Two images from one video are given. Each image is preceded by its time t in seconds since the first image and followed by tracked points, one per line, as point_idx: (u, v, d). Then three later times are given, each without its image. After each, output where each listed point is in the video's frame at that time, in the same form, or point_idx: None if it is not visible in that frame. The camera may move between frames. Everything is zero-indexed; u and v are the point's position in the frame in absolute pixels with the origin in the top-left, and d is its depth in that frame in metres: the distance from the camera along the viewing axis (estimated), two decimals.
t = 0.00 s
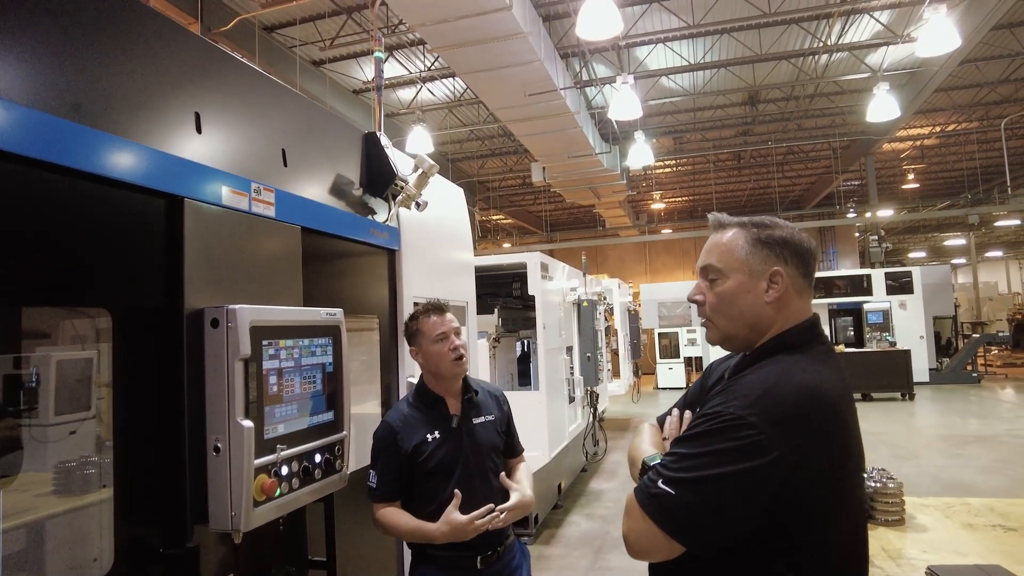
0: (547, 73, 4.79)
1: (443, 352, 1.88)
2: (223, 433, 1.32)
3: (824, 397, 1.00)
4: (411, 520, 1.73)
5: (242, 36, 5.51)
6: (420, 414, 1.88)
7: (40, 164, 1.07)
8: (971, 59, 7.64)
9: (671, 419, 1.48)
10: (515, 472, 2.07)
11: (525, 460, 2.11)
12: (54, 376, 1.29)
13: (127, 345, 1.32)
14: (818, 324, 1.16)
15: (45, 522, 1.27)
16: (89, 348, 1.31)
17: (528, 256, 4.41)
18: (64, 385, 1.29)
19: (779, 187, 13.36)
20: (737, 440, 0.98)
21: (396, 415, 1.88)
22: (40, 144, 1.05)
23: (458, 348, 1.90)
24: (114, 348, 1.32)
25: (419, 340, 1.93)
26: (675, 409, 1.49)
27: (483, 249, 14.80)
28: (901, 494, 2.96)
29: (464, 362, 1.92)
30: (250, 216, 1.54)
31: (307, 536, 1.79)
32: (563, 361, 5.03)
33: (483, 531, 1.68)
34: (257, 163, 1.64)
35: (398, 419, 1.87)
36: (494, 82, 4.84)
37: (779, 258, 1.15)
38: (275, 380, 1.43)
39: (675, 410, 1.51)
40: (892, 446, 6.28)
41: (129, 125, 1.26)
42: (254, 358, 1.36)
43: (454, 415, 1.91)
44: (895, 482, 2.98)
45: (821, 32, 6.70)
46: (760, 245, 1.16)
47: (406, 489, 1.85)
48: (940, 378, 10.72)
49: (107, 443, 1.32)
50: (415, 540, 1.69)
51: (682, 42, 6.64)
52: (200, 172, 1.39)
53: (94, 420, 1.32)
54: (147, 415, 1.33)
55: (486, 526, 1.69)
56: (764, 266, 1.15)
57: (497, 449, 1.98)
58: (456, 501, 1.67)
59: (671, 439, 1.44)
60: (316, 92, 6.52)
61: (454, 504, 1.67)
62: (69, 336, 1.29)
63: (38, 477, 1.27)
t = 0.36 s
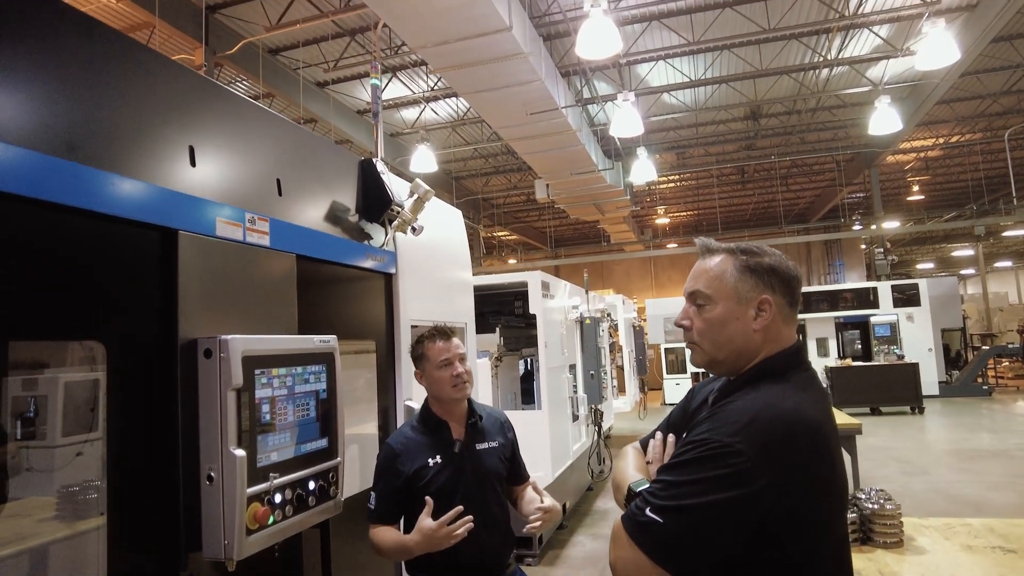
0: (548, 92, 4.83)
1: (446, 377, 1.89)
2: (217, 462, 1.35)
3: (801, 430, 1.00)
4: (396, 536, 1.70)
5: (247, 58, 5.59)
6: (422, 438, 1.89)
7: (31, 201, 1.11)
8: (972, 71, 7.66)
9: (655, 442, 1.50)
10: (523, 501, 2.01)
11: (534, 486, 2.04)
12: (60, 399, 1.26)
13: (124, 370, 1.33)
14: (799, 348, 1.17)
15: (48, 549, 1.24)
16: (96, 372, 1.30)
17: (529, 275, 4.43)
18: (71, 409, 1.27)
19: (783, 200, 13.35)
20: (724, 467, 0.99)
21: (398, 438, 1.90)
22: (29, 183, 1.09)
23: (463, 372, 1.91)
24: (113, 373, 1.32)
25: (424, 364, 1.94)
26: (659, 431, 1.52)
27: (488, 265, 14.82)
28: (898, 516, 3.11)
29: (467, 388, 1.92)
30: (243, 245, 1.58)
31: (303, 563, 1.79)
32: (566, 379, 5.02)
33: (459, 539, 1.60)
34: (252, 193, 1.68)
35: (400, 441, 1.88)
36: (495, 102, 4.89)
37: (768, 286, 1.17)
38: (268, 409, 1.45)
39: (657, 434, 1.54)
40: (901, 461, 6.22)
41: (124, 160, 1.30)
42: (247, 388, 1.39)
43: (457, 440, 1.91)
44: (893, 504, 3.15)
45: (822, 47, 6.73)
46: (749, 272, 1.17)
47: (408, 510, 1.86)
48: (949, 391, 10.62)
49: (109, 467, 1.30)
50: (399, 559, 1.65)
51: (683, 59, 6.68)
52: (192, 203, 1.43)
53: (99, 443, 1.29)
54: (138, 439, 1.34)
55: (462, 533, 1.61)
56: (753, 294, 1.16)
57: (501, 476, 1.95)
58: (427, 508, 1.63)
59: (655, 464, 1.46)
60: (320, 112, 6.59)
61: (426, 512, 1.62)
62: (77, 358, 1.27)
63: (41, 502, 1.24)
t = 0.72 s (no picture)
0: (572, 121, 4.88)
1: (501, 417, 1.90)
2: (247, 500, 1.37)
3: (834, 468, 1.02)
4: None
5: (276, 97, 5.77)
6: (468, 474, 1.91)
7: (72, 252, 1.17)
8: (1006, 83, 7.49)
9: (685, 479, 1.49)
10: (570, 551, 1.98)
11: (581, 538, 2.01)
12: (103, 431, 1.40)
13: (159, 407, 1.43)
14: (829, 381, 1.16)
15: None
16: (133, 407, 1.42)
17: (556, 302, 4.44)
18: (112, 440, 1.41)
19: (815, 220, 13.14)
20: (748, 507, 1.03)
21: (442, 472, 1.93)
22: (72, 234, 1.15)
23: (517, 413, 1.93)
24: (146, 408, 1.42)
25: (477, 401, 1.95)
26: (688, 468, 1.51)
27: (518, 292, 14.87)
28: (944, 550, 2.99)
29: (521, 430, 1.93)
30: (272, 286, 1.63)
31: None
32: (597, 408, 4.98)
33: None
34: (281, 235, 1.74)
35: (444, 475, 1.91)
36: (519, 132, 4.96)
37: (776, 325, 1.18)
38: (297, 447, 1.48)
39: (688, 469, 1.53)
40: (951, 489, 5.95)
41: (156, 206, 1.36)
42: (276, 427, 1.42)
43: (501, 478, 1.91)
44: (938, 539, 3.04)
45: (847, 65, 6.67)
46: (757, 310, 1.20)
47: (449, 546, 1.88)
48: (1000, 414, 10.17)
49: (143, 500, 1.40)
50: None
51: (706, 83, 6.69)
52: (224, 245, 1.48)
53: (135, 475, 1.41)
54: (170, 473, 1.43)
55: None
56: (759, 331, 1.19)
57: (547, 521, 1.91)
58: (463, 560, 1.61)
59: (686, 501, 1.45)
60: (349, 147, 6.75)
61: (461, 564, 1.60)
62: (118, 394, 1.41)
63: (82, 535, 1.39)
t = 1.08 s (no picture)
0: (621, 144, 4.87)
1: (558, 444, 1.97)
2: (310, 530, 1.45)
3: (896, 498, 1.07)
4: None
5: (333, 134, 5.99)
6: (544, 499, 1.95)
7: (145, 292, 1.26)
8: None
9: (753, 509, 1.44)
10: None
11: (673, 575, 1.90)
12: (174, 460, 1.47)
13: (227, 435, 1.50)
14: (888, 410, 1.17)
15: None
16: (202, 436, 1.48)
17: (611, 327, 4.44)
18: (184, 468, 1.48)
19: (880, 233, 12.58)
20: (809, 542, 1.09)
21: (520, 497, 2.00)
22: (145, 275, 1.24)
23: (573, 441, 1.95)
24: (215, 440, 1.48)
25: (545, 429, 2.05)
26: (756, 498, 1.47)
27: (571, 316, 14.77)
28: None
29: (586, 455, 1.94)
30: (332, 318, 1.72)
31: None
32: (657, 434, 4.87)
33: None
34: (341, 269, 1.83)
35: (521, 501, 1.98)
36: (568, 157, 4.99)
37: (816, 355, 1.23)
38: (358, 476, 1.55)
39: (756, 500, 1.46)
40: None
41: (222, 246, 1.45)
42: (337, 457, 1.49)
43: (575, 505, 1.91)
44: None
45: (905, 73, 6.43)
46: (795, 341, 1.26)
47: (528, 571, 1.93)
48: None
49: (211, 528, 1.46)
50: None
51: (757, 99, 6.57)
52: (284, 282, 1.57)
53: (204, 504, 1.47)
54: (237, 499, 1.49)
55: None
56: (800, 363, 1.25)
57: (628, 554, 1.85)
58: None
59: (753, 533, 1.39)
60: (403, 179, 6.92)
61: None
62: (188, 423, 1.48)
63: (155, 562, 1.45)
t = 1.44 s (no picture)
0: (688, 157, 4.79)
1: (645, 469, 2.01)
2: (396, 555, 1.62)
3: (1004, 519, 1.03)
4: None
5: (402, 165, 6.22)
6: (644, 522, 1.99)
7: (241, 327, 1.51)
8: None
9: (849, 534, 1.36)
10: None
11: None
12: (260, 483, 1.56)
13: (318, 459, 1.65)
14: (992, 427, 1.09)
15: None
16: (286, 461, 1.60)
17: (686, 344, 4.38)
18: (269, 493, 1.57)
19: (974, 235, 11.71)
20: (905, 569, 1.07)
21: (623, 516, 2.07)
22: (240, 312, 1.50)
23: (659, 468, 1.95)
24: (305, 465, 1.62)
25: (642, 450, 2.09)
26: (851, 522, 1.39)
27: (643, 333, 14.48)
28: None
29: (674, 483, 1.92)
30: (411, 344, 1.95)
31: None
32: (739, 454, 4.68)
33: None
34: (416, 300, 2.06)
35: (622, 520, 2.05)
36: (633, 174, 4.95)
37: (904, 372, 1.19)
38: (440, 501, 1.72)
39: (851, 524, 1.39)
40: None
41: (308, 282, 1.71)
42: (419, 483, 1.67)
43: (672, 532, 1.92)
44: None
45: (992, 65, 6.03)
46: (881, 359, 1.22)
47: None
48: None
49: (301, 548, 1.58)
50: None
51: (828, 103, 6.32)
52: (360, 311, 1.82)
53: (293, 525, 1.59)
54: (325, 520, 1.63)
55: None
56: (888, 382, 1.20)
57: None
58: None
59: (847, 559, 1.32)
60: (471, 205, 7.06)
61: None
62: (269, 448, 1.58)
63: None
